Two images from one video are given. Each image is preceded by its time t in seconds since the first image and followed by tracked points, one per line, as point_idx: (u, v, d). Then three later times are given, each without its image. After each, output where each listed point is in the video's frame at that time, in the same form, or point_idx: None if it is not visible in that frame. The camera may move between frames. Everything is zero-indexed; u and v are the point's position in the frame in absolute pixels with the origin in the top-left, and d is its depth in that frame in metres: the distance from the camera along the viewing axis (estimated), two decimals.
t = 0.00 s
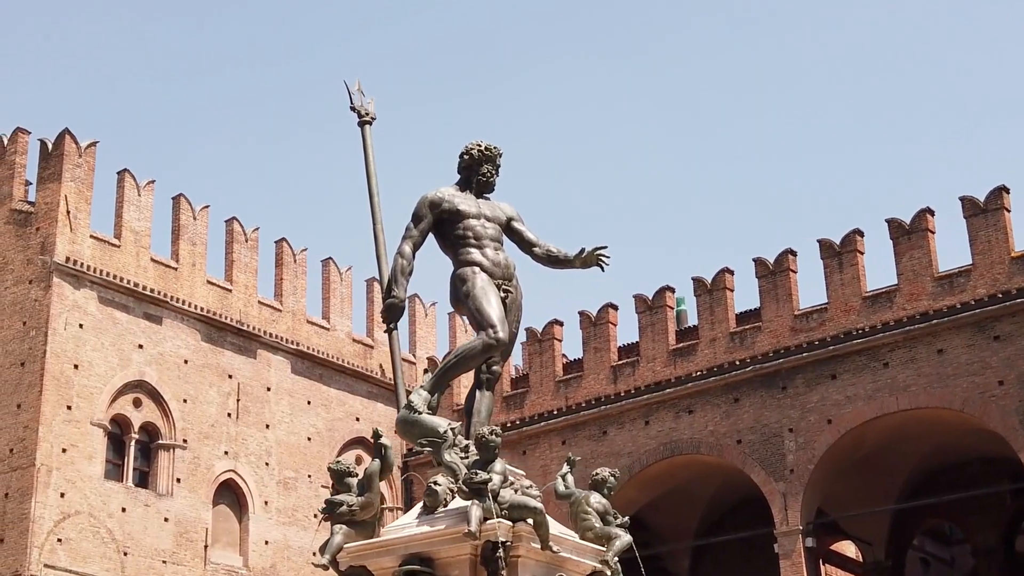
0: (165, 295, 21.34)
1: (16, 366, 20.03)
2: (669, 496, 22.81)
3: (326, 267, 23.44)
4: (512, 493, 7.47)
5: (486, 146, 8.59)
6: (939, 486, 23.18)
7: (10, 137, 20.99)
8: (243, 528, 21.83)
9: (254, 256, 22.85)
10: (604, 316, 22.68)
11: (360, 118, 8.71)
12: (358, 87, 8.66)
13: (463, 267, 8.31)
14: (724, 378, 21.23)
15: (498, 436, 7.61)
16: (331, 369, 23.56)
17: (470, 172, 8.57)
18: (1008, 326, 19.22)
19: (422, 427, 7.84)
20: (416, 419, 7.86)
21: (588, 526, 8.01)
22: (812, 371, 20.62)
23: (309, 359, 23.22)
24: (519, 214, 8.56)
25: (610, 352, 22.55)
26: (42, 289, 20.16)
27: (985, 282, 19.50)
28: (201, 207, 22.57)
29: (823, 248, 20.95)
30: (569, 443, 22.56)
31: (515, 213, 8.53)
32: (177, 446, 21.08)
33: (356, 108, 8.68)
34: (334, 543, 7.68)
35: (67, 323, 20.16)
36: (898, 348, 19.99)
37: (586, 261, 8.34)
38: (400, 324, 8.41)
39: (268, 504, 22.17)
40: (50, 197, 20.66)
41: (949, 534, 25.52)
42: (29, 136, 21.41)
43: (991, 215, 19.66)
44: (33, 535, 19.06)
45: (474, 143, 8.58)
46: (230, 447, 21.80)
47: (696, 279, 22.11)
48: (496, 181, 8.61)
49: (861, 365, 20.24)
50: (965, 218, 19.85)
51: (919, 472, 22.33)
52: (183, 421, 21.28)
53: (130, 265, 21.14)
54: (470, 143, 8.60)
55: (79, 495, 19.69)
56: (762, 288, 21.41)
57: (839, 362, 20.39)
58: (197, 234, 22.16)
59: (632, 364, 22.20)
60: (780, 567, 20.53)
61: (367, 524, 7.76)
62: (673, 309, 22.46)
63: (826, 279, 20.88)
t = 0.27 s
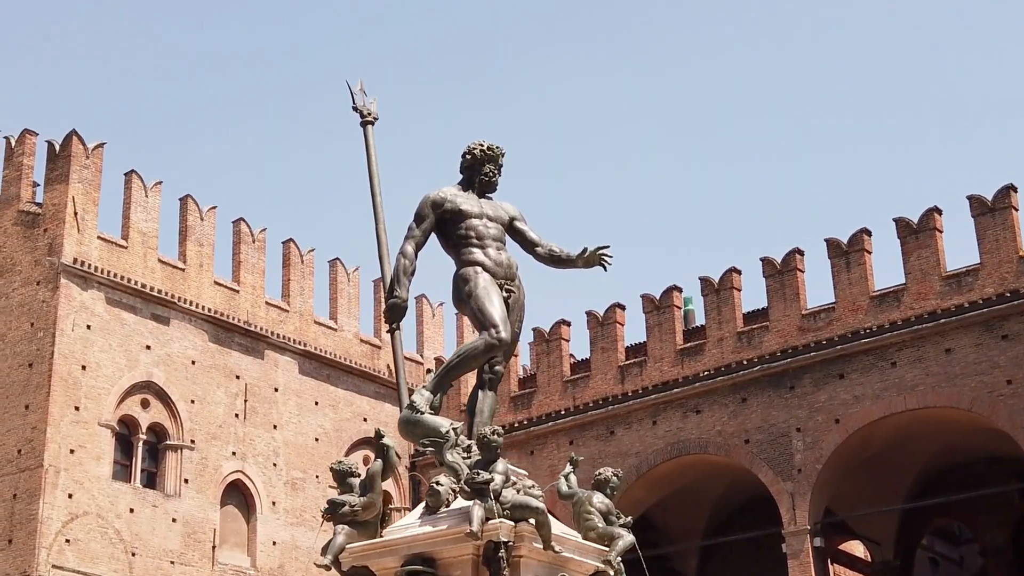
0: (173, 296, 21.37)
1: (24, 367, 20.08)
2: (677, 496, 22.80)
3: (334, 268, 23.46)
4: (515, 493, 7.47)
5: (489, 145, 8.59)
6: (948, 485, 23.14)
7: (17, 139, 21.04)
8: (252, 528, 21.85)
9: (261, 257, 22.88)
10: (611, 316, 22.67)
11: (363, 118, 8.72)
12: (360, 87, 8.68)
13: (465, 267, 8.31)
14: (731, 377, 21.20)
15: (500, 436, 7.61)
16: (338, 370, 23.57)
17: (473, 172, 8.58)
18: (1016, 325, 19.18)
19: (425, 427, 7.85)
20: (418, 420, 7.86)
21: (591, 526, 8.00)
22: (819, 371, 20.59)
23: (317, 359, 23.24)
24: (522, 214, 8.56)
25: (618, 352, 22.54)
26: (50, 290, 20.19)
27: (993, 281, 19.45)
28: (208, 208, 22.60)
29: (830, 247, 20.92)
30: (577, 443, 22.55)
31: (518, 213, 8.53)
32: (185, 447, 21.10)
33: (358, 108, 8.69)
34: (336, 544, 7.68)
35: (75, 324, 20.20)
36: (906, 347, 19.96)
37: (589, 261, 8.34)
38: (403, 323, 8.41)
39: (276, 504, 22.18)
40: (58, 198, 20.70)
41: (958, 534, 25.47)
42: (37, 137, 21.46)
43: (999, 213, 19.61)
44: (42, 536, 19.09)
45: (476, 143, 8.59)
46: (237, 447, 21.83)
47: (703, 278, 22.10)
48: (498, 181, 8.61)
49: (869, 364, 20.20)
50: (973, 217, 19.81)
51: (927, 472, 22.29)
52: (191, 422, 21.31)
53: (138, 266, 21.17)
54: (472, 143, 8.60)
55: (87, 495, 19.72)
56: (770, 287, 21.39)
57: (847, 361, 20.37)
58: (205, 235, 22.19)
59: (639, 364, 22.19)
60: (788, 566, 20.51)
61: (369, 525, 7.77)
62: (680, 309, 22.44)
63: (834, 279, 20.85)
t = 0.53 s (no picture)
0: (182, 297, 21.38)
1: (33, 368, 20.10)
2: (686, 496, 22.76)
3: (342, 269, 23.47)
4: (518, 494, 7.45)
5: (492, 145, 8.57)
6: (958, 485, 23.07)
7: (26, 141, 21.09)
8: (261, 530, 21.85)
9: (270, 258, 22.89)
10: (620, 317, 22.65)
11: (366, 118, 8.71)
12: (363, 88, 8.67)
13: (469, 268, 8.29)
14: (740, 378, 21.17)
15: (503, 436, 7.59)
16: (347, 371, 23.57)
17: (476, 173, 8.56)
18: None
19: (428, 428, 7.83)
20: (422, 420, 7.85)
21: (595, 526, 7.98)
22: (829, 371, 20.54)
23: (325, 360, 23.24)
24: (525, 214, 8.54)
25: (627, 352, 22.52)
26: (59, 292, 20.21)
27: (1003, 280, 19.39)
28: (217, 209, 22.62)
29: (840, 247, 20.88)
30: (585, 444, 22.52)
31: (522, 213, 8.51)
32: (194, 448, 21.11)
33: (361, 109, 8.69)
34: (340, 545, 7.68)
35: (84, 326, 20.21)
36: (915, 347, 19.90)
37: (592, 261, 8.32)
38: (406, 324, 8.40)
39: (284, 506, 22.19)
40: (66, 200, 20.73)
41: (969, 535, 25.40)
42: (45, 139, 21.50)
43: (1009, 213, 19.54)
44: (51, 537, 19.10)
45: (480, 143, 8.57)
46: (246, 448, 21.84)
47: (712, 279, 22.06)
48: (502, 181, 8.60)
49: (879, 364, 20.15)
50: (983, 216, 19.74)
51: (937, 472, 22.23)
52: (200, 423, 21.32)
53: (147, 268, 21.19)
54: (476, 143, 8.58)
55: (96, 497, 19.74)
56: (779, 287, 21.35)
57: (856, 362, 20.32)
58: (213, 236, 22.20)
59: (648, 364, 22.17)
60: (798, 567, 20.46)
61: (373, 526, 7.75)
62: (689, 309, 22.42)
63: (843, 278, 20.80)
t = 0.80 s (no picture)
0: (192, 299, 21.41)
1: (45, 370, 20.14)
2: (698, 497, 22.73)
3: (353, 270, 23.48)
4: (523, 495, 7.44)
5: (498, 145, 8.57)
6: (971, 485, 23.00)
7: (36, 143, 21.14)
8: (272, 531, 21.87)
9: (280, 260, 22.91)
10: (630, 317, 22.63)
11: (372, 119, 8.71)
12: (368, 89, 8.67)
13: (474, 268, 8.28)
14: (751, 378, 21.13)
15: (508, 437, 7.57)
16: (358, 372, 23.59)
17: (482, 173, 8.56)
18: None
19: (433, 429, 7.82)
20: (427, 421, 7.84)
21: (601, 527, 7.96)
22: (840, 371, 20.50)
23: (336, 361, 23.25)
24: (531, 214, 8.54)
25: (637, 352, 22.51)
26: (69, 294, 20.24)
27: (1014, 280, 19.32)
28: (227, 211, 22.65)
29: (850, 247, 20.84)
30: (596, 444, 22.50)
31: (527, 213, 8.50)
32: (205, 450, 21.14)
33: (366, 109, 8.69)
34: (345, 546, 7.67)
35: (95, 328, 20.25)
36: (926, 347, 19.84)
37: (598, 261, 8.31)
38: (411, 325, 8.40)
39: (295, 507, 22.21)
40: (77, 202, 20.77)
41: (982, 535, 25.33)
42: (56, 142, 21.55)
43: (1021, 212, 19.47)
44: (62, 539, 19.13)
45: (485, 143, 8.56)
46: (257, 450, 21.86)
47: (723, 279, 22.03)
48: (507, 182, 8.59)
49: (890, 364, 20.09)
50: (994, 215, 19.68)
51: (949, 472, 22.16)
52: (211, 425, 21.34)
53: (157, 269, 21.22)
54: (481, 143, 8.58)
55: (108, 498, 19.78)
56: (789, 287, 21.31)
57: (868, 361, 20.27)
58: (224, 238, 22.24)
59: (659, 365, 22.15)
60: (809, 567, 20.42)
61: (378, 527, 7.75)
62: (700, 309, 22.40)
63: (854, 278, 20.76)
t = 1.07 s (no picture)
0: (205, 300, 21.44)
1: (58, 372, 20.19)
2: (711, 497, 22.69)
3: (365, 271, 23.49)
4: (530, 496, 7.43)
5: (505, 146, 8.57)
6: (985, 485, 22.93)
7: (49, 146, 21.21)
8: (285, 532, 21.90)
9: (292, 261, 22.95)
10: (643, 317, 22.61)
11: (378, 120, 8.72)
12: (375, 90, 8.68)
13: (481, 269, 8.28)
14: (763, 378, 21.09)
15: (515, 438, 7.57)
16: (370, 373, 23.60)
17: (489, 173, 8.56)
18: None
19: (441, 430, 7.82)
20: (434, 422, 7.83)
21: (609, 528, 7.95)
22: (852, 370, 20.46)
23: (348, 362, 23.27)
24: (538, 215, 8.54)
25: (649, 352, 22.49)
26: (82, 296, 20.28)
27: None
28: (239, 212, 22.68)
29: (863, 246, 20.79)
30: (609, 445, 22.48)
31: (534, 213, 8.50)
32: (218, 451, 21.17)
33: (373, 110, 8.70)
34: (353, 547, 7.67)
35: (108, 329, 20.28)
36: (940, 346, 19.79)
37: (605, 261, 8.30)
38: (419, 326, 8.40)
39: (308, 508, 22.23)
40: (89, 204, 20.82)
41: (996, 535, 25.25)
42: (69, 144, 21.62)
43: None
44: (76, 540, 19.17)
45: (492, 144, 8.56)
46: (270, 451, 21.89)
47: (735, 278, 22.00)
48: (514, 182, 8.59)
49: (903, 364, 20.04)
50: (1007, 214, 19.62)
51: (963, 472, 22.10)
52: (224, 426, 21.37)
53: (170, 271, 21.26)
54: (488, 143, 8.58)
55: (121, 500, 19.82)
56: (801, 287, 21.28)
57: (881, 361, 20.22)
58: (236, 239, 22.27)
59: (671, 364, 22.13)
60: (823, 568, 20.37)
61: (386, 528, 7.75)
62: (712, 309, 22.37)
63: (867, 277, 20.71)
